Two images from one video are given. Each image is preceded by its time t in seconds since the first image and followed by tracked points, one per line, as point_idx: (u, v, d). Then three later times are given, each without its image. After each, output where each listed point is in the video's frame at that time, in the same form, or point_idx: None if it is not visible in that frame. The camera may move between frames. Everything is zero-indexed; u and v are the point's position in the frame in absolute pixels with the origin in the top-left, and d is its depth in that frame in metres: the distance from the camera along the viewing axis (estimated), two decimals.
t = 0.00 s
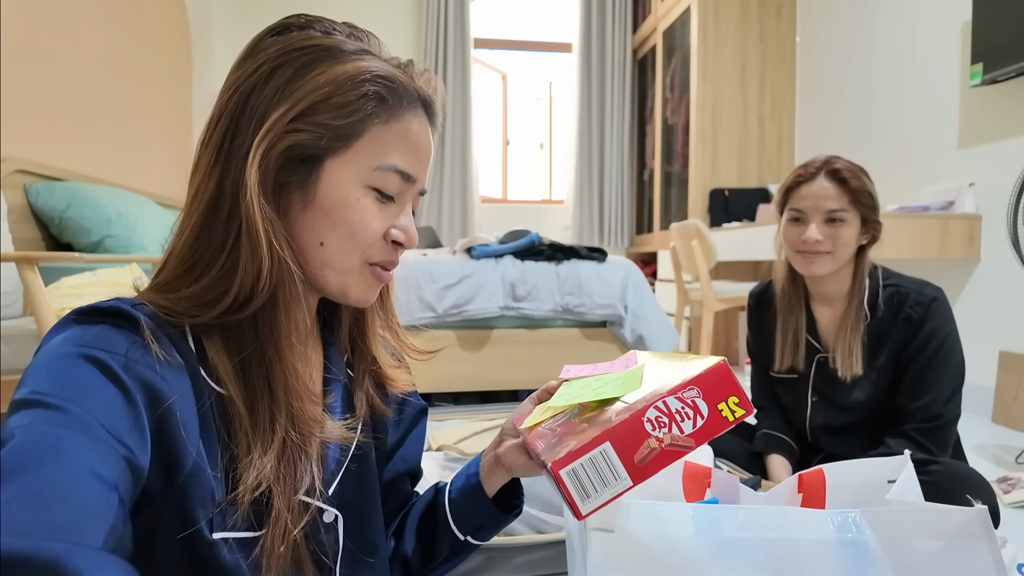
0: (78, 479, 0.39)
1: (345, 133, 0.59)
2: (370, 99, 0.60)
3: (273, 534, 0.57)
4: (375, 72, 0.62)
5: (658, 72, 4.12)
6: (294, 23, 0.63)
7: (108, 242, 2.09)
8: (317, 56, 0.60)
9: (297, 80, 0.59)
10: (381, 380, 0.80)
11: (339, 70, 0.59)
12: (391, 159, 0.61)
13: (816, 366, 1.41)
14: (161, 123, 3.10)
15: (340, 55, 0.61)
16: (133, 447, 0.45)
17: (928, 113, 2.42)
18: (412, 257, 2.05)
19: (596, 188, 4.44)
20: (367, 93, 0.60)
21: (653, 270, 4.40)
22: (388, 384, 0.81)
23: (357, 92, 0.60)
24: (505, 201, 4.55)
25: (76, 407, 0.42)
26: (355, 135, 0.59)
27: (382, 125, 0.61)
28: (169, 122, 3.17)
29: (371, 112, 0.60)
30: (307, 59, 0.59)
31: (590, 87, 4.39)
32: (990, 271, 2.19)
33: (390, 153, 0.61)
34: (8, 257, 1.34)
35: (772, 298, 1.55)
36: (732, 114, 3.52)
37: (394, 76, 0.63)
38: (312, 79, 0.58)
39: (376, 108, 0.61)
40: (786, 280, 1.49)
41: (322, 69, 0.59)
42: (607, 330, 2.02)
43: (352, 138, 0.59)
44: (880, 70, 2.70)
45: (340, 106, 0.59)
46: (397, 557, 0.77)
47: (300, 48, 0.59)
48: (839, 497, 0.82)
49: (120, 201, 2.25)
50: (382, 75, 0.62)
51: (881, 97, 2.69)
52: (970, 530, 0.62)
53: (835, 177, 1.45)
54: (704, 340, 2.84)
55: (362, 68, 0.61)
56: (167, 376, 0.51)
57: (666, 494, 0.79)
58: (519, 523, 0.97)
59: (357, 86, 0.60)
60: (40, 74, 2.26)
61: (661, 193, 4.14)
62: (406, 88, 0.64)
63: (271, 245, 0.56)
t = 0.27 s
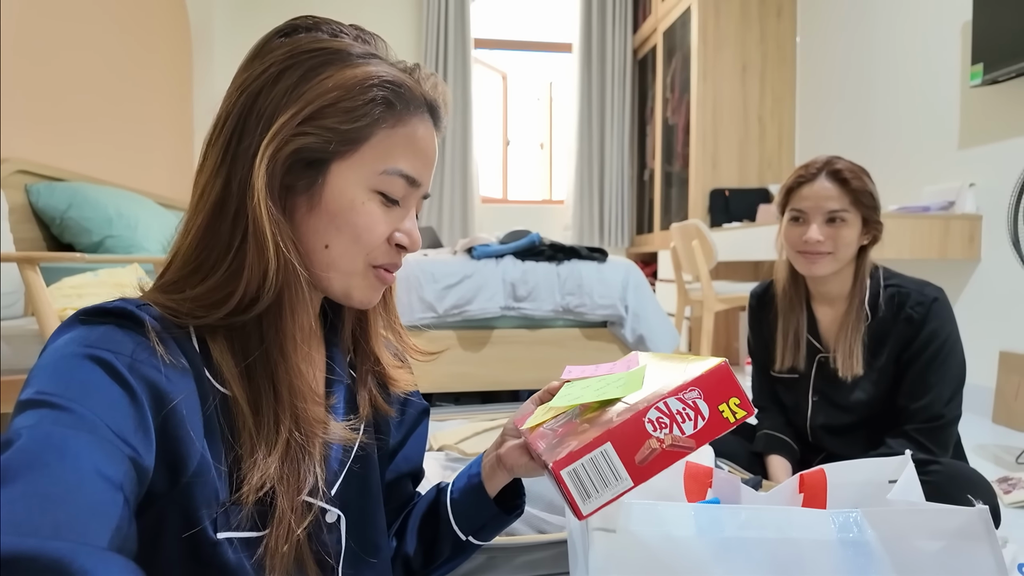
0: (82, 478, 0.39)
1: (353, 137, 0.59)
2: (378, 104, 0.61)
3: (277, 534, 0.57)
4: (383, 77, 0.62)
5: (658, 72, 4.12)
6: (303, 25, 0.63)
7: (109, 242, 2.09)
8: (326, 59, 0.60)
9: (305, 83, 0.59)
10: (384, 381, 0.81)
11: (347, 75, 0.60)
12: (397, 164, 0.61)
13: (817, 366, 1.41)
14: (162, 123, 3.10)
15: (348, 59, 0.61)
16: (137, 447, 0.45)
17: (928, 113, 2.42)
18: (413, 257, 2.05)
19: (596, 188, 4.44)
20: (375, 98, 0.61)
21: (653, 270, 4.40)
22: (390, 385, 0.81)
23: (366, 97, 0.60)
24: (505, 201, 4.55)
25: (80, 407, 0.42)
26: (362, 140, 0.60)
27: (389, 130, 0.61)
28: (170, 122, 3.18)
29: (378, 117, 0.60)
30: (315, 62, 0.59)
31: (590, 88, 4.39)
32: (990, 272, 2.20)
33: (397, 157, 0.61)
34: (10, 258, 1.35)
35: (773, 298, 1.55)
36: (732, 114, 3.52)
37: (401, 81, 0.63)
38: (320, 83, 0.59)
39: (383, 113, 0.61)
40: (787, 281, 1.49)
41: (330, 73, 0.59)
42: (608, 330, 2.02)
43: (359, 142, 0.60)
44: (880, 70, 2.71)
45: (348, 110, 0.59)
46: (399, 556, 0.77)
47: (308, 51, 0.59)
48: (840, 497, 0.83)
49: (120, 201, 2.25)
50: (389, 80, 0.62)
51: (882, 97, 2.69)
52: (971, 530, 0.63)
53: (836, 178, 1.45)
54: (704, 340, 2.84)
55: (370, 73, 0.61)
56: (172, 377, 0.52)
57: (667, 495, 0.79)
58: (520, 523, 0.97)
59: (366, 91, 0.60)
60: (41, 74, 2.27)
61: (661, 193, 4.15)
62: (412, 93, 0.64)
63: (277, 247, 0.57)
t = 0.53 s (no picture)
0: (83, 477, 0.39)
1: (353, 138, 0.59)
2: (379, 105, 0.61)
3: (277, 533, 0.57)
4: (383, 78, 0.62)
5: (658, 73, 4.12)
6: (304, 25, 0.63)
7: (108, 242, 2.09)
8: (327, 60, 0.60)
9: (306, 84, 0.59)
10: (383, 380, 0.81)
11: (349, 76, 0.60)
12: (398, 165, 0.61)
13: (817, 366, 1.41)
14: (162, 123, 3.10)
15: (349, 59, 0.61)
16: (137, 447, 0.45)
17: (928, 113, 2.43)
18: (413, 257, 2.05)
19: (595, 188, 4.44)
20: (376, 99, 0.61)
21: (653, 270, 4.40)
22: (390, 384, 0.81)
23: (367, 98, 0.60)
24: (505, 201, 4.56)
25: (81, 406, 0.42)
26: (363, 141, 0.60)
27: (389, 131, 0.61)
28: (169, 122, 3.18)
29: (379, 118, 0.61)
30: (316, 63, 0.59)
31: (590, 88, 4.39)
32: (989, 272, 2.20)
33: (397, 158, 0.62)
34: (9, 258, 1.35)
35: (773, 298, 1.55)
36: (732, 114, 3.52)
37: (402, 82, 0.63)
38: (320, 83, 0.59)
39: (384, 114, 0.61)
40: (787, 281, 1.50)
41: (331, 73, 0.59)
42: (607, 330, 2.02)
43: (359, 143, 0.60)
44: (879, 70, 2.71)
45: (349, 111, 0.59)
46: (398, 556, 0.77)
47: (309, 52, 0.59)
48: (839, 496, 0.83)
49: (120, 201, 2.25)
50: (390, 81, 0.62)
51: (881, 97, 2.69)
52: (970, 529, 0.63)
53: (836, 178, 1.45)
54: (704, 340, 2.85)
55: (371, 75, 0.61)
56: (172, 377, 0.52)
57: (666, 494, 0.79)
58: (519, 522, 0.97)
59: (367, 92, 0.60)
60: (41, 74, 2.27)
61: (661, 193, 4.15)
62: (413, 94, 0.64)
63: (277, 247, 0.57)
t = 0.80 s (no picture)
0: (83, 479, 0.39)
1: (352, 138, 0.59)
2: (378, 104, 0.61)
3: (277, 535, 0.57)
4: (382, 77, 0.62)
5: (658, 73, 4.12)
6: (302, 26, 0.63)
7: (108, 243, 2.09)
8: (326, 60, 0.60)
9: (304, 84, 0.59)
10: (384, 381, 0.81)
11: (347, 76, 0.60)
12: (397, 164, 0.61)
13: (817, 366, 1.41)
14: (161, 123, 3.10)
15: (348, 59, 0.61)
16: (137, 448, 0.45)
17: (927, 113, 2.43)
18: (413, 257, 2.05)
19: (595, 188, 4.44)
20: (375, 98, 0.61)
21: (653, 270, 4.41)
22: (390, 385, 0.81)
23: (366, 98, 0.60)
24: (504, 201, 4.56)
25: (80, 407, 0.42)
26: (362, 141, 0.60)
27: (388, 131, 0.61)
28: (169, 123, 3.18)
29: (378, 117, 0.60)
30: (315, 63, 0.59)
31: (590, 88, 4.39)
32: (989, 272, 2.20)
33: (396, 158, 0.61)
34: (9, 258, 1.35)
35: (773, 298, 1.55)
36: (731, 115, 3.52)
37: (401, 81, 0.63)
38: (319, 83, 0.59)
39: (383, 114, 0.61)
40: (787, 281, 1.50)
41: (329, 73, 0.59)
42: (607, 330, 2.02)
43: (358, 143, 0.60)
44: (879, 70, 2.71)
45: (348, 111, 0.59)
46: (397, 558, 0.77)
47: (308, 51, 0.59)
48: (839, 497, 0.83)
49: (119, 201, 2.25)
50: (389, 81, 0.62)
51: (881, 98, 2.69)
52: (970, 530, 0.63)
53: (836, 178, 1.45)
54: (704, 340, 2.85)
55: (369, 74, 0.61)
56: (171, 377, 0.52)
57: (666, 495, 0.79)
58: (520, 523, 0.97)
59: (366, 92, 0.60)
60: (40, 74, 2.26)
61: (661, 193, 4.15)
62: (412, 93, 0.64)
63: (277, 248, 0.56)
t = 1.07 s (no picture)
0: (85, 479, 0.39)
1: (355, 140, 0.59)
2: (382, 107, 0.61)
3: (278, 535, 0.57)
4: (386, 80, 0.62)
5: (658, 73, 4.12)
6: (306, 27, 0.63)
7: (108, 243, 2.09)
8: (330, 62, 0.60)
9: (307, 85, 0.59)
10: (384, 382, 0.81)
11: (351, 78, 0.60)
12: (400, 167, 0.62)
13: (818, 366, 1.41)
14: (161, 123, 3.10)
15: (352, 61, 0.61)
16: (139, 448, 0.45)
17: (927, 113, 2.43)
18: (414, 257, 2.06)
19: (595, 189, 4.44)
20: (378, 101, 0.61)
21: (653, 270, 4.41)
22: (391, 385, 0.82)
23: (369, 100, 0.60)
24: (504, 201, 4.56)
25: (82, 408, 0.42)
26: (365, 143, 0.60)
27: (392, 133, 0.61)
28: (170, 123, 3.18)
29: (381, 118, 0.61)
30: (319, 65, 0.59)
31: (590, 89, 4.39)
32: (990, 272, 2.20)
33: (399, 160, 0.62)
34: (10, 258, 1.35)
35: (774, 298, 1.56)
36: (731, 115, 3.52)
37: (405, 84, 0.64)
38: (322, 85, 0.59)
39: (386, 116, 0.61)
40: (788, 281, 1.50)
41: (333, 75, 0.59)
42: (608, 331, 2.02)
43: (361, 146, 0.60)
44: (879, 70, 2.71)
45: (351, 114, 0.59)
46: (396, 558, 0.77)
47: (312, 53, 0.59)
48: (840, 497, 0.83)
49: (120, 202, 2.25)
50: (393, 83, 0.62)
51: (881, 98, 2.69)
52: (971, 530, 0.63)
53: (838, 178, 1.45)
54: (704, 340, 2.85)
55: (373, 77, 0.61)
56: (173, 378, 0.52)
57: (667, 496, 0.79)
58: (520, 523, 0.97)
59: (369, 94, 0.60)
60: (40, 74, 2.26)
61: (661, 193, 4.15)
62: (415, 96, 0.64)
63: (279, 250, 0.57)
